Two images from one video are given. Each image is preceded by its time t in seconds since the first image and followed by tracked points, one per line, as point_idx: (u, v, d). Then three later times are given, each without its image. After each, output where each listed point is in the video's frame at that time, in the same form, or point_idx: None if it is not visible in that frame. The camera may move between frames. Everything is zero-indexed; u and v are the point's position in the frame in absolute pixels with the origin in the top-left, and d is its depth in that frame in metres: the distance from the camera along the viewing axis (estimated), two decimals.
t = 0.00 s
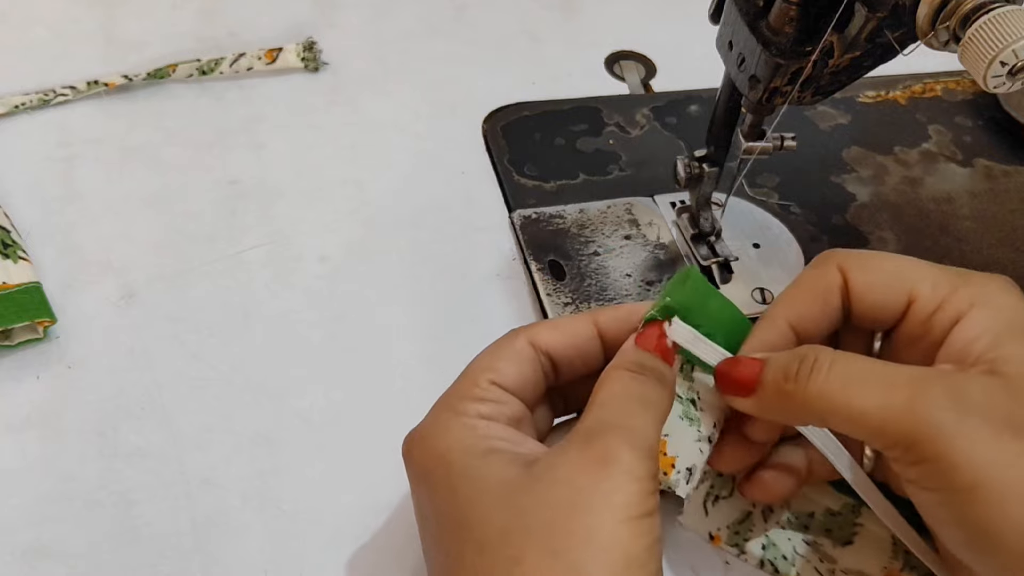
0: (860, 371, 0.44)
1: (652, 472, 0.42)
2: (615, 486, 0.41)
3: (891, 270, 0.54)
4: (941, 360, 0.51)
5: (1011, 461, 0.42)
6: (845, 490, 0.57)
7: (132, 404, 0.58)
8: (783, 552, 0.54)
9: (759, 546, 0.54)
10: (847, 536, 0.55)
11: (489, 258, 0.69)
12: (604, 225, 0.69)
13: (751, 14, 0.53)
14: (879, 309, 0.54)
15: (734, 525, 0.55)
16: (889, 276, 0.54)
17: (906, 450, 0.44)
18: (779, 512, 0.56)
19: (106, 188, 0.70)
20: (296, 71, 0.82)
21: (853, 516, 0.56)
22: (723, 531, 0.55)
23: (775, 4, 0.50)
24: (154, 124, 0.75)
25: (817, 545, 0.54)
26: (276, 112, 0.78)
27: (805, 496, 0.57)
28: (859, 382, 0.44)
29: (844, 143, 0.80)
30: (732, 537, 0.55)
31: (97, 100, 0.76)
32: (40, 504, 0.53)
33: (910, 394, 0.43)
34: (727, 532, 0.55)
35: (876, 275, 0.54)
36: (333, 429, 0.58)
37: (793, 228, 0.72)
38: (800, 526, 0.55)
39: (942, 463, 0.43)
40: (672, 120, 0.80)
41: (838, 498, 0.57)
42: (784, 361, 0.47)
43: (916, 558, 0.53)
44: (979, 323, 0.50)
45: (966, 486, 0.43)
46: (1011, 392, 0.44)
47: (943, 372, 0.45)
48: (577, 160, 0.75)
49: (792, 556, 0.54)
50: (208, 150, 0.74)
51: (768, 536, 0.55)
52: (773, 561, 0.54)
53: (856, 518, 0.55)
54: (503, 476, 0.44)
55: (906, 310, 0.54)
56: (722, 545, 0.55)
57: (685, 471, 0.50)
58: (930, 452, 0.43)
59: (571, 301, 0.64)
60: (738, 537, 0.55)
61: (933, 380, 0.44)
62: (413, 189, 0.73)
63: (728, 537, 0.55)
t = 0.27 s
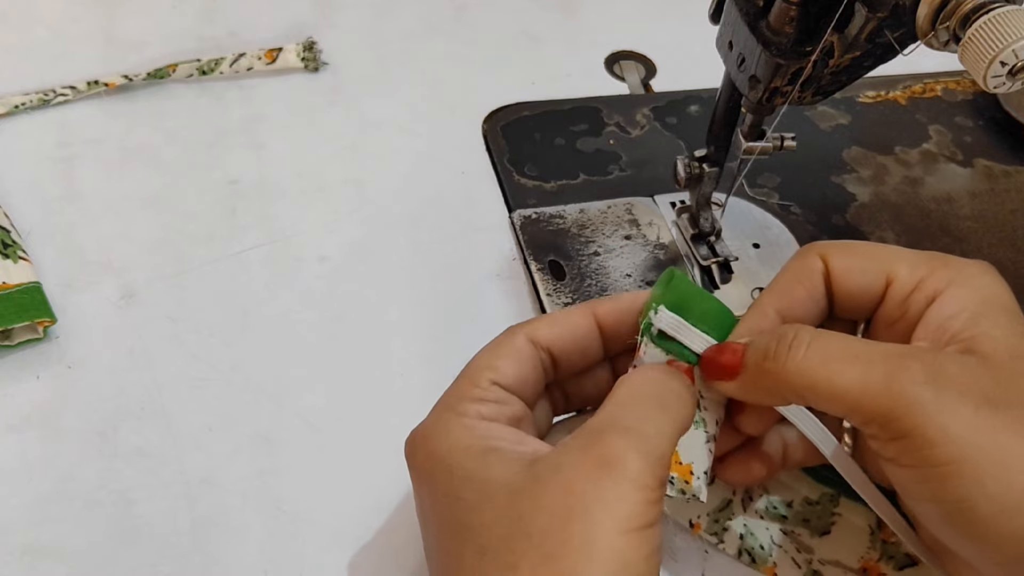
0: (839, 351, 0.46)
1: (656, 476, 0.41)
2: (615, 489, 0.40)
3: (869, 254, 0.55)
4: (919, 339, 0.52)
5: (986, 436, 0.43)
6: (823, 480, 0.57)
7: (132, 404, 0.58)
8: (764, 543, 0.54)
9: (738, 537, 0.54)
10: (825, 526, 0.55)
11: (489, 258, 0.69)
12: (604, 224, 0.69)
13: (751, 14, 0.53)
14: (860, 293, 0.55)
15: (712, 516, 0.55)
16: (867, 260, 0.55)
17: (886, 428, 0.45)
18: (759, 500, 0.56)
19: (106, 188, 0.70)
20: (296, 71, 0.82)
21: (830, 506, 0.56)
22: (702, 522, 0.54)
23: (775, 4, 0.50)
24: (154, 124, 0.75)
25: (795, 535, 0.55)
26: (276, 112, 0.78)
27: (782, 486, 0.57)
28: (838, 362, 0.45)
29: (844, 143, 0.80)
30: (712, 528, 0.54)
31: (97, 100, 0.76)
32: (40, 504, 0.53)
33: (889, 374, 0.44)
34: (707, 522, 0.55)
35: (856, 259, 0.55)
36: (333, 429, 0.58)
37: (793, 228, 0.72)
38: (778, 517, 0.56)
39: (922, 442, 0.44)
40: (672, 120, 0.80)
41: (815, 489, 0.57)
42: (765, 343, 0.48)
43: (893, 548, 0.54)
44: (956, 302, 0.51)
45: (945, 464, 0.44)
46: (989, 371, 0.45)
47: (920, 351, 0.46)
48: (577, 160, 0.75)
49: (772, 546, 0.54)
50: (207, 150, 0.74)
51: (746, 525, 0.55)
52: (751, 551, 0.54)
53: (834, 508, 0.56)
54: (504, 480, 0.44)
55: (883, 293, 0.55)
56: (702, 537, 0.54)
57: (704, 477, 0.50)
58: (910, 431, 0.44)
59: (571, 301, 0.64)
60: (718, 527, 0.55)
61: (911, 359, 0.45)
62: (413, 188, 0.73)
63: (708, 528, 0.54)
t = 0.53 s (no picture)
0: (837, 349, 0.46)
1: (657, 477, 0.40)
2: (615, 489, 0.40)
3: (866, 252, 0.55)
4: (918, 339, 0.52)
5: (985, 434, 0.43)
6: (820, 481, 0.57)
7: (132, 404, 0.58)
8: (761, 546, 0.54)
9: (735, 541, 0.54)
10: (822, 529, 0.55)
11: (489, 258, 0.69)
12: (604, 225, 0.69)
13: (751, 14, 0.53)
14: (857, 292, 0.55)
15: (709, 520, 0.55)
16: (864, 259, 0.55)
17: (882, 427, 0.45)
18: (755, 503, 0.56)
19: (106, 188, 0.70)
20: (296, 71, 0.82)
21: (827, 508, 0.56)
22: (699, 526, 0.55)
23: (775, 4, 0.50)
24: (154, 124, 0.75)
25: (792, 538, 0.55)
26: (276, 112, 0.78)
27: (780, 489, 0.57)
28: (835, 364, 0.45)
29: (844, 143, 0.79)
30: (709, 531, 0.54)
31: (97, 100, 0.76)
32: (39, 504, 0.53)
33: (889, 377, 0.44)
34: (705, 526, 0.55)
35: (853, 259, 0.55)
36: (333, 429, 0.58)
37: (793, 228, 0.72)
38: (774, 519, 0.55)
39: (918, 440, 0.44)
40: (672, 120, 0.80)
41: (812, 490, 0.57)
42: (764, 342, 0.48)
43: (890, 550, 0.54)
44: (953, 303, 0.51)
45: (942, 463, 0.44)
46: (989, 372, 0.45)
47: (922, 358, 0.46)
48: (577, 160, 0.75)
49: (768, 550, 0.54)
50: (207, 150, 0.74)
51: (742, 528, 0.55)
52: (747, 555, 0.54)
53: (831, 511, 0.56)
54: (505, 482, 0.44)
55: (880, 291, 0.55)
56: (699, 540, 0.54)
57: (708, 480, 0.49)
58: (908, 429, 0.44)
59: (571, 301, 0.64)
60: (714, 531, 0.55)
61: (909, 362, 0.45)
62: (413, 188, 0.73)
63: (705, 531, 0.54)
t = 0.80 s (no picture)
0: (837, 351, 0.46)
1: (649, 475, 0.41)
2: (612, 487, 0.40)
3: (858, 250, 0.55)
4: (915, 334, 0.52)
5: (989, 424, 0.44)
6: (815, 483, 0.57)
7: (132, 404, 0.58)
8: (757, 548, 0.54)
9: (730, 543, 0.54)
10: (818, 531, 0.55)
11: (489, 259, 0.69)
12: (604, 225, 0.69)
13: (751, 14, 0.53)
14: (849, 291, 0.55)
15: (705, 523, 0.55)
16: (857, 257, 0.54)
17: (884, 424, 0.46)
18: (750, 505, 0.56)
19: (106, 188, 0.70)
20: (296, 71, 0.82)
21: (823, 510, 0.56)
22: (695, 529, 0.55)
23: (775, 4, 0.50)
24: (154, 124, 0.75)
25: (787, 540, 0.55)
26: (276, 112, 0.78)
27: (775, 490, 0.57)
28: (839, 362, 0.45)
29: (844, 143, 0.79)
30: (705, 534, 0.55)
31: (97, 100, 0.76)
32: (39, 504, 0.53)
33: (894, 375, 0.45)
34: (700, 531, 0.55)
35: (847, 258, 0.54)
36: (333, 430, 0.58)
37: (793, 228, 0.72)
38: (769, 521, 0.55)
39: (922, 435, 0.45)
40: (672, 120, 0.80)
41: (808, 491, 0.57)
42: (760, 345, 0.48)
43: (886, 551, 0.54)
44: (952, 298, 0.51)
45: (945, 457, 0.45)
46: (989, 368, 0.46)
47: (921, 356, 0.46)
48: (577, 160, 0.75)
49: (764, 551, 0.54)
50: (207, 150, 0.74)
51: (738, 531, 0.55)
52: (743, 557, 0.54)
53: (827, 512, 0.56)
54: (500, 483, 0.44)
55: (872, 290, 0.55)
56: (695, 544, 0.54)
57: (687, 477, 0.48)
58: (913, 426, 0.44)
59: (571, 301, 0.64)
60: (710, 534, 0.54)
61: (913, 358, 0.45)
62: (413, 188, 0.73)
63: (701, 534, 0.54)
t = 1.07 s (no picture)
0: (882, 344, 0.45)
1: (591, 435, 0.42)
2: (550, 445, 0.42)
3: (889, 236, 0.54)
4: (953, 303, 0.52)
5: None
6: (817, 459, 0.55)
7: (132, 404, 0.58)
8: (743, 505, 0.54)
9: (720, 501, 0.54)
10: (811, 496, 0.53)
11: (489, 258, 0.69)
12: (604, 224, 0.69)
13: (751, 14, 0.53)
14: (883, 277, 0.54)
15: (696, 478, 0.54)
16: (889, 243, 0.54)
17: (939, 414, 0.45)
18: (749, 463, 0.53)
19: (106, 188, 0.70)
20: (296, 71, 0.82)
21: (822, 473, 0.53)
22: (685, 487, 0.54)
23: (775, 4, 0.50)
24: (154, 124, 0.75)
25: (779, 502, 0.54)
26: (276, 112, 0.78)
27: (774, 446, 0.53)
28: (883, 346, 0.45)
29: (844, 143, 0.79)
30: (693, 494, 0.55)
31: (97, 100, 0.76)
32: (39, 504, 0.53)
33: (939, 350, 0.45)
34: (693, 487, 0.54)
35: (876, 245, 0.54)
36: (333, 429, 0.58)
37: (794, 228, 0.72)
38: (766, 479, 0.53)
39: (976, 416, 0.44)
40: (672, 120, 0.80)
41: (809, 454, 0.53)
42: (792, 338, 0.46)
43: (877, 522, 0.52)
44: (975, 267, 0.52)
45: (1000, 432, 0.44)
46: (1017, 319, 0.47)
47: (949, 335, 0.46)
48: (577, 160, 0.75)
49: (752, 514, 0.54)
50: (207, 149, 0.74)
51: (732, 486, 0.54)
52: (732, 518, 0.54)
53: (824, 476, 0.53)
54: (453, 432, 0.45)
55: (905, 274, 0.54)
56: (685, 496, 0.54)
57: (638, 443, 0.52)
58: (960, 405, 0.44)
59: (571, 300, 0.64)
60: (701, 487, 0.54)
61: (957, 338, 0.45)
62: (413, 188, 0.73)
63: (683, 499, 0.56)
